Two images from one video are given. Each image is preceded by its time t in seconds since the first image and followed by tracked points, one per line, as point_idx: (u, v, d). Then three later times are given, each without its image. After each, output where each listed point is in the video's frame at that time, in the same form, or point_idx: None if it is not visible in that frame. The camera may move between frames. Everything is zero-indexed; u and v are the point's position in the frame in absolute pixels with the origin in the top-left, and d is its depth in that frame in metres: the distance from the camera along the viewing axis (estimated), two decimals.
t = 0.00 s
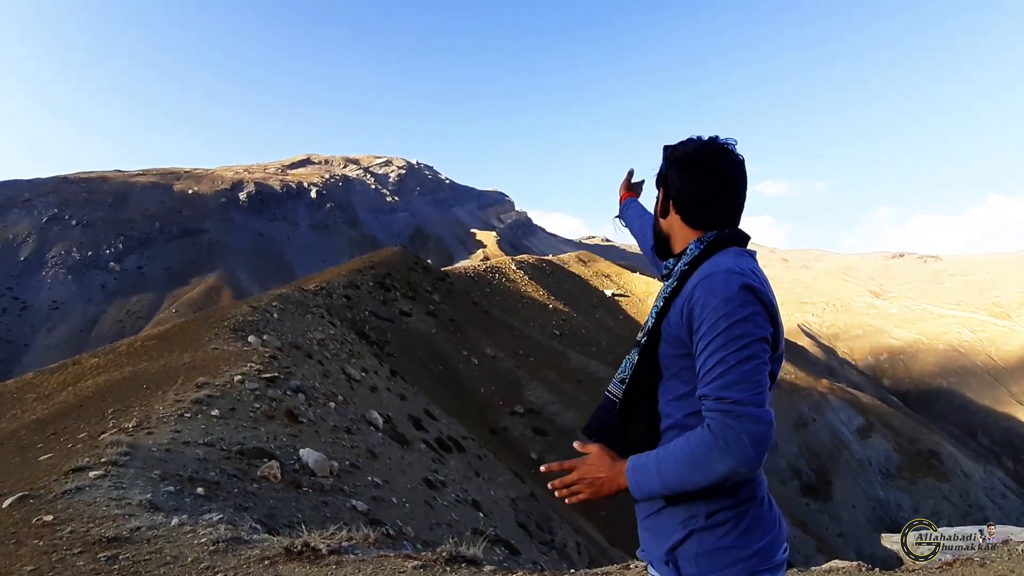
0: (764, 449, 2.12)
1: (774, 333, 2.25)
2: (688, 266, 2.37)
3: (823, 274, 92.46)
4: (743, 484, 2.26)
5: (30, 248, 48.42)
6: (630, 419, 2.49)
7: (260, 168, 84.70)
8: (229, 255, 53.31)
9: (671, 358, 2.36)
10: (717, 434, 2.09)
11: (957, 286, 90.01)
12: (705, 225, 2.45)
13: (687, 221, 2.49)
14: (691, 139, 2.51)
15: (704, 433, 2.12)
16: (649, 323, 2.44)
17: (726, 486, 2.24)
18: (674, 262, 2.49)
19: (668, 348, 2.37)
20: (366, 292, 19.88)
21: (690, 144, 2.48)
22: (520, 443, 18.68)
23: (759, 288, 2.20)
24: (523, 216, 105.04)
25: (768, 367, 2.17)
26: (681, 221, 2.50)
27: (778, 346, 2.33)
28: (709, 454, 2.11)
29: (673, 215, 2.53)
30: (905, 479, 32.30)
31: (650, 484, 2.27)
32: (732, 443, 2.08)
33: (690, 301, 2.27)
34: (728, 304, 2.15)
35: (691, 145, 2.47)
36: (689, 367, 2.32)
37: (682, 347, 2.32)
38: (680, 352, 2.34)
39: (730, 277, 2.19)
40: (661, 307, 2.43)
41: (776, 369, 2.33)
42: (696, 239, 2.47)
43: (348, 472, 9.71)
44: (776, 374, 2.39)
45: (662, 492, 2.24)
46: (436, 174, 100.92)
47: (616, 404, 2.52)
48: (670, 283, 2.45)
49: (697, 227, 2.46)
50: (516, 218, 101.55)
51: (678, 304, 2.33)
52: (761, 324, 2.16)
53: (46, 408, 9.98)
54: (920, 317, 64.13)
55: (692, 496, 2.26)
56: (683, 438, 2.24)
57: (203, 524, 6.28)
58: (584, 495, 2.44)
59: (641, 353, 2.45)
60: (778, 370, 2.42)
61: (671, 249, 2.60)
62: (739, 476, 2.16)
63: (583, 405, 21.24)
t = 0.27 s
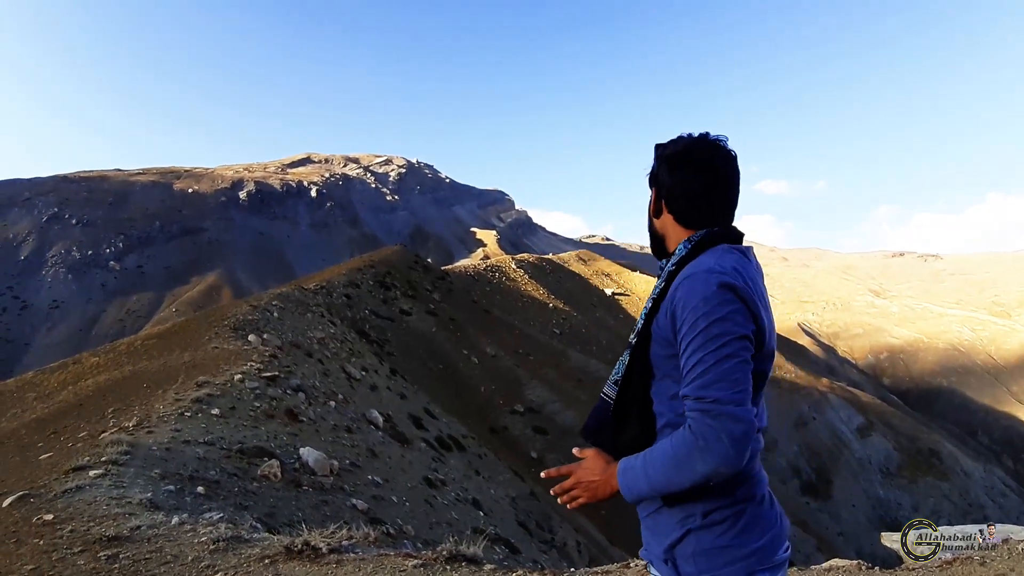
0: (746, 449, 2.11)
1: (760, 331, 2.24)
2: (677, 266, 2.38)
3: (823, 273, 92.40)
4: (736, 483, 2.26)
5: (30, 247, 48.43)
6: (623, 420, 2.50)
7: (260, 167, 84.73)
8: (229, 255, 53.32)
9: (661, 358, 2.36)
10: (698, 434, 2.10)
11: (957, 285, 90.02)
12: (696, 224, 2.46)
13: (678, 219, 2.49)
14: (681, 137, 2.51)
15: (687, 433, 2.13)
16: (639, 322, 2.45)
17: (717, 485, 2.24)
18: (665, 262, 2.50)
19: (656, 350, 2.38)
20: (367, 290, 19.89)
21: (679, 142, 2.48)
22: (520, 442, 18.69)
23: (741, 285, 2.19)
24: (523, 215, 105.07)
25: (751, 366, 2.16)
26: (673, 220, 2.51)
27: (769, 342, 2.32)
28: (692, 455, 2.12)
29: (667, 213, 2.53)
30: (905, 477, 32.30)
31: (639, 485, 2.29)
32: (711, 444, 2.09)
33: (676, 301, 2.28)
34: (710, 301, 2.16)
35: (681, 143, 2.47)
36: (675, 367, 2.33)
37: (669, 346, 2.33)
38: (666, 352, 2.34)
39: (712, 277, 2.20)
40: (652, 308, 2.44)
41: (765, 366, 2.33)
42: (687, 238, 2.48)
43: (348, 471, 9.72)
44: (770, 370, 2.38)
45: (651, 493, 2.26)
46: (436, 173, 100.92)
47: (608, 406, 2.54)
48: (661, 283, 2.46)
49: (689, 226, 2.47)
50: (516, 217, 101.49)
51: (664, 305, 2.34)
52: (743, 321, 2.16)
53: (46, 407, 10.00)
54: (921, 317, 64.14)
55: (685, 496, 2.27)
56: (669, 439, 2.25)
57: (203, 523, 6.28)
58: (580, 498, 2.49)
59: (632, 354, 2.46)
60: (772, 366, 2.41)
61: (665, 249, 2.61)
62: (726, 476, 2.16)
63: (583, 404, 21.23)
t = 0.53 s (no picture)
0: (739, 451, 2.09)
1: (761, 332, 2.21)
2: (679, 268, 2.37)
3: (827, 272, 92.22)
4: (735, 483, 2.25)
5: (35, 249, 48.53)
6: (625, 420, 2.49)
7: (264, 168, 84.85)
8: (233, 256, 53.40)
9: (662, 359, 2.35)
10: (691, 436, 2.09)
11: (961, 284, 89.83)
12: (698, 224, 2.45)
13: (681, 220, 2.49)
14: (683, 136, 2.50)
15: (679, 435, 2.13)
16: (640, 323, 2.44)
17: (716, 485, 2.23)
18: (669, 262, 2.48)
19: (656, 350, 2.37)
20: (370, 291, 19.90)
21: (682, 140, 2.47)
22: (524, 442, 18.68)
23: (738, 286, 2.17)
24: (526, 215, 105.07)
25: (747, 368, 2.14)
26: (676, 220, 2.49)
27: (771, 343, 2.30)
28: (686, 456, 2.12)
29: (670, 214, 2.51)
30: (910, 477, 32.22)
31: (634, 484, 2.29)
32: (703, 446, 2.08)
33: (676, 301, 2.27)
34: (708, 303, 2.14)
35: (683, 141, 2.46)
36: (672, 368, 2.32)
37: (669, 347, 2.32)
38: (665, 353, 2.33)
39: (710, 278, 2.19)
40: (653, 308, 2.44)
41: (766, 367, 2.31)
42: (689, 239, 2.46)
43: (353, 472, 9.71)
44: (773, 371, 2.36)
45: (646, 493, 2.26)
46: (439, 173, 100.97)
47: (609, 404, 2.54)
48: (663, 284, 2.46)
49: (692, 226, 2.46)
50: (519, 217, 101.51)
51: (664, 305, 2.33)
52: (741, 323, 2.14)
53: (51, 409, 10.01)
54: (925, 316, 63.99)
55: (683, 495, 2.26)
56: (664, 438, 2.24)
57: (209, 524, 6.28)
58: (581, 494, 2.49)
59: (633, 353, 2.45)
60: (776, 366, 2.39)
61: (670, 249, 2.59)
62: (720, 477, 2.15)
63: (587, 404, 21.20)
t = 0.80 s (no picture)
0: (752, 459, 2.12)
1: (770, 337, 2.22)
2: (685, 270, 2.37)
3: (828, 271, 92.17)
4: (745, 486, 2.26)
5: (36, 249, 48.58)
6: (633, 422, 2.48)
7: (264, 168, 84.89)
8: (234, 256, 53.45)
9: (668, 362, 2.35)
10: (706, 446, 2.10)
11: (962, 283, 89.81)
12: (704, 224, 2.44)
13: (685, 222, 2.49)
14: (684, 135, 2.50)
15: (695, 444, 2.13)
16: (648, 325, 2.43)
17: (726, 490, 2.23)
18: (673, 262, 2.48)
19: (664, 358, 2.37)
20: (371, 291, 19.92)
21: (682, 140, 2.46)
22: (525, 442, 18.67)
23: (749, 291, 2.17)
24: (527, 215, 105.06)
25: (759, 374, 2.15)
26: (679, 220, 2.49)
27: (777, 345, 2.31)
28: (702, 464, 2.12)
29: (672, 213, 2.52)
30: (911, 476, 32.19)
31: (645, 492, 2.29)
32: (719, 455, 2.09)
33: (684, 308, 2.27)
34: (720, 308, 2.14)
35: (685, 142, 2.45)
36: (682, 372, 2.33)
37: (678, 353, 2.31)
38: (674, 359, 2.33)
39: (720, 287, 2.18)
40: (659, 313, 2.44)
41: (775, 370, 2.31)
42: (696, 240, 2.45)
43: (353, 472, 9.72)
44: (779, 373, 2.38)
45: (655, 498, 2.26)
46: (440, 173, 100.98)
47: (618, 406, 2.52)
48: (670, 285, 2.44)
49: (695, 227, 2.46)
50: (519, 217, 101.53)
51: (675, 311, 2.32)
52: (752, 329, 2.14)
53: (51, 409, 10.02)
54: (926, 315, 63.97)
55: (693, 501, 2.26)
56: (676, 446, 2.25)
57: (210, 524, 6.30)
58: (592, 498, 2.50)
59: (642, 354, 2.44)
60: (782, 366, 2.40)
61: (671, 248, 2.59)
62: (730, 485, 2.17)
63: (588, 403, 21.21)
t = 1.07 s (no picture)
0: (753, 451, 2.10)
1: (773, 334, 2.22)
2: (693, 267, 2.37)
3: (829, 271, 92.11)
4: (746, 482, 2.26)
5: (38, 248, 48.63)
6: (638, 423, 2.47)
7: (266, 168, 84.91)
8: (236, 255, 53.50)
9: (672, 360, 2.36)
10: (708, 439, 2.09)
11: (964, 284, 89.73)
12: (715, 225, 2.44)
13: (695, 221, 2.49)
14: (702, 136, 2.49)
15: (696, 437, 2.11)
16: (654, 322, 2.42)
17: (727, 487, 2.23)
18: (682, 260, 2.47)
19: (667, 353, 2.38)
20: (372, 291, 19.92)
21: (704, 141, 2.45)
22: (526, 442, 18.66)
23: (755, 288, 2.18)
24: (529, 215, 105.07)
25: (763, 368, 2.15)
26: (689, 218, 2.49)
27: (780, 346, 2.32)
28: (701, 458, 2.10)
29: (683, 211, 2.52)
30: (912, 478, 32.15)
31: (642, 495, 2.25)
32: (720, 448, 2.08)
33: (690, 301, 2.27)
34: (727, 306, 2.14)
35: (704, 143, 2.44)
36: (685, 368, 2.33)
37: (682, 348, 2.32)
38: (679, 355, 2.33)
39: (727, 282, 2.17)
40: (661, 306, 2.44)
41: (776, 370, 2.32)
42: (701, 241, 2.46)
43: (354, 471, 9.72)
44: (782, 372, 2.38)
45: (655, 501, 2.23)
46: (442, 173, 100.99)
47: (618, 411, 2.50)
48: (675, 281, 2.44)
49: (705, 228, 2.46)
50: (521, 216, 101.56)
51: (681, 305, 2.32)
52: (757, 326, 2.14)
53: (53, 408, 10.04)
54: (928, 316, 63.91)
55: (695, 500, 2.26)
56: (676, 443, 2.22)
57: (211, 522, 6.31)
58: (594, 532, 2.40)
59: (646, 354, 2.44)
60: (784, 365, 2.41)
61: (678, 244, 2.59)
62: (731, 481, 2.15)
63: (589, 404, 21.20)
